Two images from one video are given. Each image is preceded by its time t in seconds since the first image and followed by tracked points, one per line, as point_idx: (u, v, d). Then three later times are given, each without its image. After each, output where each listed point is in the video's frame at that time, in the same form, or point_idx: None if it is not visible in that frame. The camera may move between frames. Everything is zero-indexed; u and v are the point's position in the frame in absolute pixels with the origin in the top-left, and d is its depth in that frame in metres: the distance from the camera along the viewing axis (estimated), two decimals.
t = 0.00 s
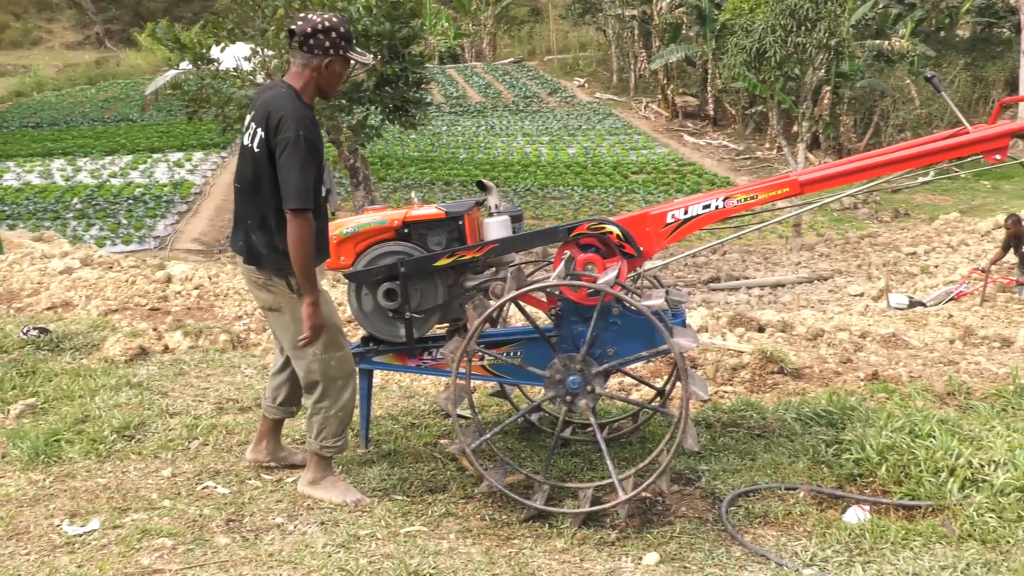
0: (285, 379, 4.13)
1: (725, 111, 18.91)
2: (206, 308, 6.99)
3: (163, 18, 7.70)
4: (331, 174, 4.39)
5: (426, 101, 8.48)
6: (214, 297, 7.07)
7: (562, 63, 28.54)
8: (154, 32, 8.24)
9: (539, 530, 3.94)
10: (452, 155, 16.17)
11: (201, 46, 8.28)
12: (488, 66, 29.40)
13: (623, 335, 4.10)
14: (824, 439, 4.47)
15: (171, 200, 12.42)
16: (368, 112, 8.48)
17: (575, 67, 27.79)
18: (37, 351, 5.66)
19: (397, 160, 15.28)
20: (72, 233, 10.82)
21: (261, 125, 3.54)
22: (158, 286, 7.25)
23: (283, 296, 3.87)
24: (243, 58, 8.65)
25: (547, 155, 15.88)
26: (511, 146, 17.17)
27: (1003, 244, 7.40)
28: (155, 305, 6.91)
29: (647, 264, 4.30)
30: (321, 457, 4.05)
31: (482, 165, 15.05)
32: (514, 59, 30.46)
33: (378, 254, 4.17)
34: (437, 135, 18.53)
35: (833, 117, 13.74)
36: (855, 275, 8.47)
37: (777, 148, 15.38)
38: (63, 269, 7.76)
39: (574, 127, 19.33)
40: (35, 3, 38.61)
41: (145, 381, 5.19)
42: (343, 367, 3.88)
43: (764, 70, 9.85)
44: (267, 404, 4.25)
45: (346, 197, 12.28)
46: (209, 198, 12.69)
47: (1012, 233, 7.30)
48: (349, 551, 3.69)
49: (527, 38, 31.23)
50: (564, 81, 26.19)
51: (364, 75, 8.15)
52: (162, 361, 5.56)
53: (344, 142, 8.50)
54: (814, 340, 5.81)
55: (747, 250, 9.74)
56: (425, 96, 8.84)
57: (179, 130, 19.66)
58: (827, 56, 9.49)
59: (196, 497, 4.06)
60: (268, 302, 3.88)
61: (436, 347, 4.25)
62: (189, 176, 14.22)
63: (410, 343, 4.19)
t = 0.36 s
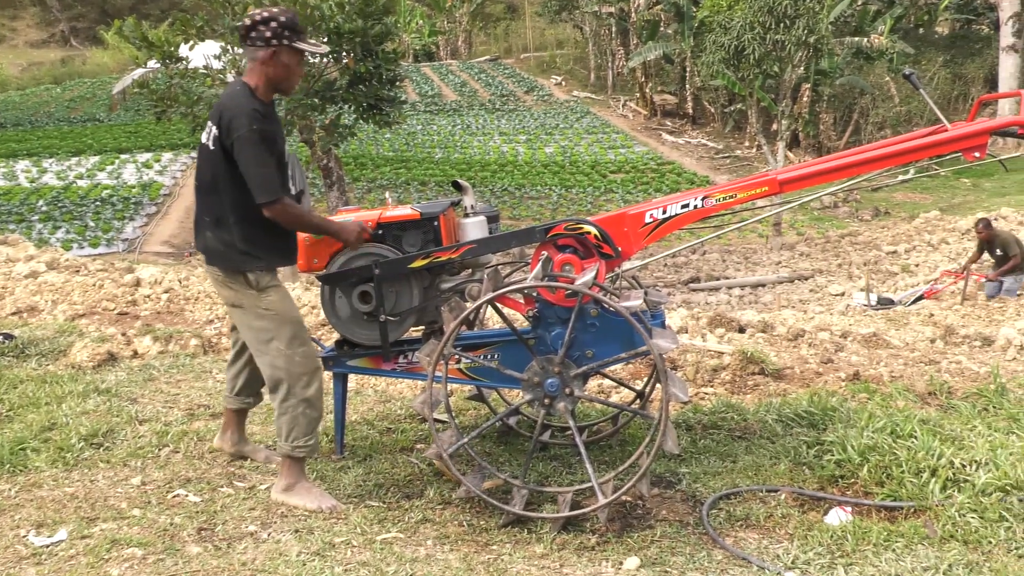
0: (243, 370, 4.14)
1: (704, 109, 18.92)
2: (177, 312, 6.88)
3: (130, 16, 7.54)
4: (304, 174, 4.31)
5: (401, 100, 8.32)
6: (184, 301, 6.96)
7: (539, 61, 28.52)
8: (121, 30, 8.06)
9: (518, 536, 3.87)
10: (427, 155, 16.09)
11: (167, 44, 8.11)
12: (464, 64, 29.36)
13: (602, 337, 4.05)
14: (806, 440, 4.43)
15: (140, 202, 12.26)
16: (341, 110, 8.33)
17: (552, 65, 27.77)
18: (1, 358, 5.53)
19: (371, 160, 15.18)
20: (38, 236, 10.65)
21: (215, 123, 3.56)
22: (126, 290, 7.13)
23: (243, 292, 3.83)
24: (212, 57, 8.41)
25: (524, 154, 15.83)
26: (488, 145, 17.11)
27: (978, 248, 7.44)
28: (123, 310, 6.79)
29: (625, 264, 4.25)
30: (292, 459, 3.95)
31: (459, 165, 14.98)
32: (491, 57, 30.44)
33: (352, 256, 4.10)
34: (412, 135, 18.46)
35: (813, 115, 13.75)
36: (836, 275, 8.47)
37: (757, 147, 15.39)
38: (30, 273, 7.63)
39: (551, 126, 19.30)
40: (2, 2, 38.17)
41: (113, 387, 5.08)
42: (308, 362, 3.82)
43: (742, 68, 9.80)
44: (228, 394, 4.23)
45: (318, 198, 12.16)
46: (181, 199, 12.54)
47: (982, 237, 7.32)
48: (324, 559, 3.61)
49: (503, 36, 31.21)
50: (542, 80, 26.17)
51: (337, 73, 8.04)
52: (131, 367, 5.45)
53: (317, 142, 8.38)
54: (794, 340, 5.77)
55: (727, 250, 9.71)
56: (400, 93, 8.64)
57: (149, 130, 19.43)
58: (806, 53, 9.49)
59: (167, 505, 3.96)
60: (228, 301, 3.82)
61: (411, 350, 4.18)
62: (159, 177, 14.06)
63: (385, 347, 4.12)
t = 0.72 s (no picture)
0: (209, 373, 3.99)
1: (690, 107, 18.90)
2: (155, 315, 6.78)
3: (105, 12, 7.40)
4: (285, 174, 4.24)
5: (382, 97, 8.14)
6: (162, 303, 6.87)
7: (523, 58, 28.47)
8: (96, 27, 7.90)
9: (503, 541, 3.80)
10: (409, 153, 16.00)
11: (142, 40, 7.77)
12: (447, 61, 29.29)
13: (588, 337, 3.98)
14: (794, 441, 4.37)
15: (116, 202, 12.13)
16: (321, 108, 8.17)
17: (536, 61, 27.72)
18: None
19: (352, 159, 15.08)
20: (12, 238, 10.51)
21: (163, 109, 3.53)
22: (102, 293, 7.03)
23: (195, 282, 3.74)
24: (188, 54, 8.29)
25: (508, 153, 15.77)
26: (472, 143, 17.04)
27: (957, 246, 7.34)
28: (100, 312, 6.68)
29: (611, 264, 4.19)
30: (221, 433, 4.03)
31: (443, 163, 14.90)
32: (474, 54, 30.41)
33: (333, 257, 4.05)
34: (394, 133, 18.37)
35: (800, 113, 13.72)
36: (825, 274, 8.43)
37: (744, 145, 15.36)
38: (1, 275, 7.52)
39: (536, 124, 19.24)
40: None
41: (89, 392, 4.98)
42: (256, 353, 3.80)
43: (729, 64, 9.74)
44: (195, 403, 4.06)
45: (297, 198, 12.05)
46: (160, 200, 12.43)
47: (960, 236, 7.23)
48: (305, 566, 3.53)
49: (486, 32, 31.20)
50: (526, 77, 26.13)
51: (317, 70, 7.93)
52: (107, 371, 5.36)
53: (296, 140, 8.26)
54: (783, 341, 5.71)
55: (715, 249, 9.66)
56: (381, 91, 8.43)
57: (126, 129, 19.26)
58: (794, 50, 9.46)
59: (145, 512, 3.87)
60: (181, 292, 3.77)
61: (393, 352, 4.11)
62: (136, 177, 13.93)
63: (366, 349, 4.06)
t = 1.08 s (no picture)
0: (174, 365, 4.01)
1: (678, 103, 18.88)
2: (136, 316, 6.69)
3: (83, 8, 7.27)
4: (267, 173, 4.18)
5: (365, 95, 8.06)
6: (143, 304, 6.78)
7: (509, 54, 28.45)
8: (73, 23, 7.76)
9: (490, 545, 3.73)
10: (393, 151, 15.91)
11: (120, 37, 7.61)
12: (432, 58, 29.25)
13: (574, 338, 3.92)
14: (784, 442, 4.32)
15: (94, 203, 12.01)
16: (304, 106, 8.04)
17: (522, 57, 27.68)
18: None
19: (335, 157, 14.99)
20: None
21: (116, 110, 3.47)
22: (79, 294, 6.93)
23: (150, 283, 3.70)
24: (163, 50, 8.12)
25: (494, 150, 15.70)
26: (457, 141, 16.98)
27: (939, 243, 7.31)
28: (79, 315, 6.59)
29: (599, 264, 4.12)
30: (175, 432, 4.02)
31: (428, 161, 14.83)
32: (460, 50, 30.38)
33: (317, 257, 3.99)
34: (377, 131, 18.31)
35: (790, 109, 13.69)
36: (815, 273, 8.40)
37: (733, 142, 15.33)
38: None
39: (522, 121, 19.19)
40: None
41: (66, 396, 4.90)
42: (185, 366, 3.73)
43: (717, 60, 9.70)
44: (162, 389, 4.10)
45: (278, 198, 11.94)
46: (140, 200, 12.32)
47: (941, 231, 7.21)
48: (287, 573, 3.46)
49: (470, 28, 31.20)
50: (512, 73, 26.10)
51: (299, 67, 7.83)
52: (85, 374, 5.27)
53: (279, 138, 8.14)
54: (773, 340, 5.66)
55: (704, 248, 9.62)
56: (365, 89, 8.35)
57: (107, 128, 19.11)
58: (783, 46, 9.42)
59: (123, 519, 3.79)
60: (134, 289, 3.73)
61: (378, 354, 4.04)
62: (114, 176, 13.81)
63: (350, 351, 3.99)
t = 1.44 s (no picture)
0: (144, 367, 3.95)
1: (667, 100, 18.84)
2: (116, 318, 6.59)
3: (59, 4, 7.14)
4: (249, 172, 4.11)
5: (347, 91, 8.01)
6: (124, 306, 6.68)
7: (494, 50, 28.37)
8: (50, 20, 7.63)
9: (476, 550, 3.66)
10: (377, 149, 15.81)
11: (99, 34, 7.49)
12: (416, 55, 29.14)
13: (561, 339, 3.85)
14: (775, 443, 4.26)
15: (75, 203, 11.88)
16: (285, 102, 7.96)
17: (507, 53, 27.59)
18: None
19: (318, 155, 14.87)
20: None
21: (63, 110, 3.41)
22: (57, 296, 6.82)
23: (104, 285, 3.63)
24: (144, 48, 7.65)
25: (480, 148, 15.63)
26: (442, 139, 16.89)
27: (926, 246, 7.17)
28: (58, 317, 6.48)
29: (586, 263, 4.06)
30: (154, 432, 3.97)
31: (412, 159, 14.76)
32: (444, 46, 30.26)
33: (298, 257, 3.92)
34: (361, 128, 18.20)
35: (779, 106, 13.65)
36: (805, 271, 8.36)
37: (722, 139, 15.28)
38: None
39: (508, 118, 19.13)
40: None
41: (42, 400, 4.80)
42: (145, 369, 3.65)
43: (706, 56, 9.61)
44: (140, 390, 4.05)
45: (260, 196, 11.83)
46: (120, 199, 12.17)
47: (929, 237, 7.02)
48: None
49: (455, 23, 31.11)
50: (497, 69, 26.02)
51: (280, 64, 7.73)
52: (62, 378, 5.17)
53: (259, 136, 8.02)
54: (763, 340, 5.61)
55: (693, 246, 9.57)
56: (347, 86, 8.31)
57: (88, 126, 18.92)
58: (772, 41, 9.38)
59: (101, 525, 3.70)
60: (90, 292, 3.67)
61: (361, 356, 3.97)
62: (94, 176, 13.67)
63: (333, 353, 3.91)
